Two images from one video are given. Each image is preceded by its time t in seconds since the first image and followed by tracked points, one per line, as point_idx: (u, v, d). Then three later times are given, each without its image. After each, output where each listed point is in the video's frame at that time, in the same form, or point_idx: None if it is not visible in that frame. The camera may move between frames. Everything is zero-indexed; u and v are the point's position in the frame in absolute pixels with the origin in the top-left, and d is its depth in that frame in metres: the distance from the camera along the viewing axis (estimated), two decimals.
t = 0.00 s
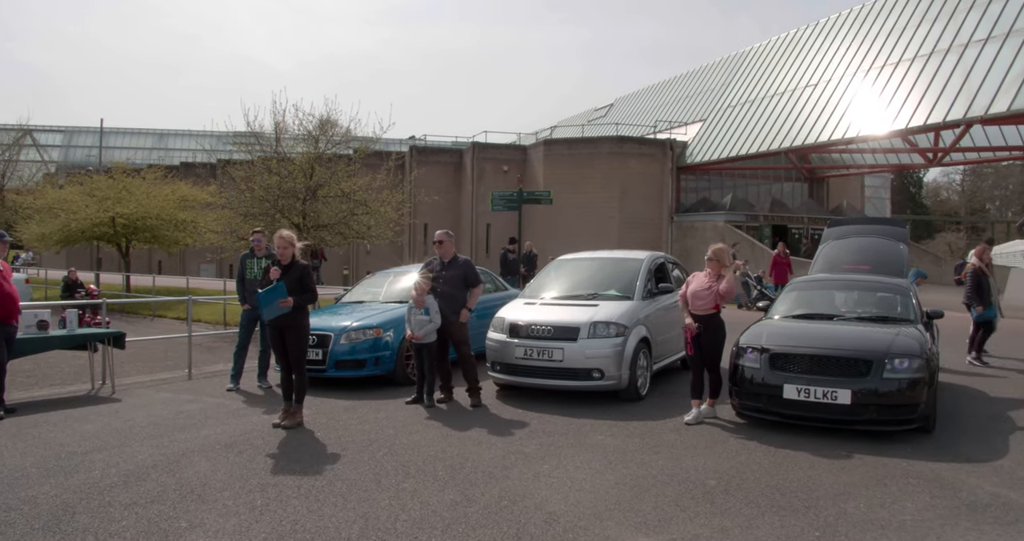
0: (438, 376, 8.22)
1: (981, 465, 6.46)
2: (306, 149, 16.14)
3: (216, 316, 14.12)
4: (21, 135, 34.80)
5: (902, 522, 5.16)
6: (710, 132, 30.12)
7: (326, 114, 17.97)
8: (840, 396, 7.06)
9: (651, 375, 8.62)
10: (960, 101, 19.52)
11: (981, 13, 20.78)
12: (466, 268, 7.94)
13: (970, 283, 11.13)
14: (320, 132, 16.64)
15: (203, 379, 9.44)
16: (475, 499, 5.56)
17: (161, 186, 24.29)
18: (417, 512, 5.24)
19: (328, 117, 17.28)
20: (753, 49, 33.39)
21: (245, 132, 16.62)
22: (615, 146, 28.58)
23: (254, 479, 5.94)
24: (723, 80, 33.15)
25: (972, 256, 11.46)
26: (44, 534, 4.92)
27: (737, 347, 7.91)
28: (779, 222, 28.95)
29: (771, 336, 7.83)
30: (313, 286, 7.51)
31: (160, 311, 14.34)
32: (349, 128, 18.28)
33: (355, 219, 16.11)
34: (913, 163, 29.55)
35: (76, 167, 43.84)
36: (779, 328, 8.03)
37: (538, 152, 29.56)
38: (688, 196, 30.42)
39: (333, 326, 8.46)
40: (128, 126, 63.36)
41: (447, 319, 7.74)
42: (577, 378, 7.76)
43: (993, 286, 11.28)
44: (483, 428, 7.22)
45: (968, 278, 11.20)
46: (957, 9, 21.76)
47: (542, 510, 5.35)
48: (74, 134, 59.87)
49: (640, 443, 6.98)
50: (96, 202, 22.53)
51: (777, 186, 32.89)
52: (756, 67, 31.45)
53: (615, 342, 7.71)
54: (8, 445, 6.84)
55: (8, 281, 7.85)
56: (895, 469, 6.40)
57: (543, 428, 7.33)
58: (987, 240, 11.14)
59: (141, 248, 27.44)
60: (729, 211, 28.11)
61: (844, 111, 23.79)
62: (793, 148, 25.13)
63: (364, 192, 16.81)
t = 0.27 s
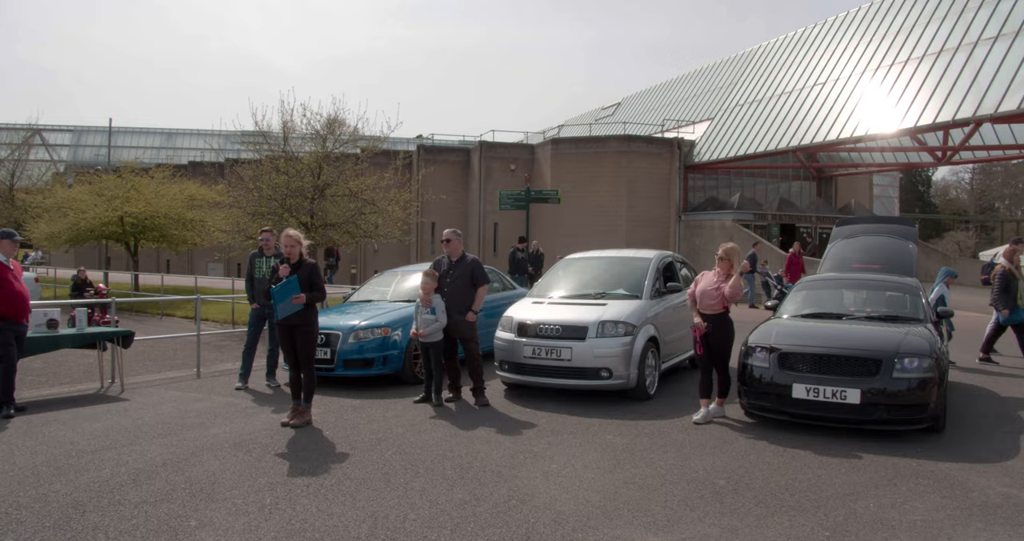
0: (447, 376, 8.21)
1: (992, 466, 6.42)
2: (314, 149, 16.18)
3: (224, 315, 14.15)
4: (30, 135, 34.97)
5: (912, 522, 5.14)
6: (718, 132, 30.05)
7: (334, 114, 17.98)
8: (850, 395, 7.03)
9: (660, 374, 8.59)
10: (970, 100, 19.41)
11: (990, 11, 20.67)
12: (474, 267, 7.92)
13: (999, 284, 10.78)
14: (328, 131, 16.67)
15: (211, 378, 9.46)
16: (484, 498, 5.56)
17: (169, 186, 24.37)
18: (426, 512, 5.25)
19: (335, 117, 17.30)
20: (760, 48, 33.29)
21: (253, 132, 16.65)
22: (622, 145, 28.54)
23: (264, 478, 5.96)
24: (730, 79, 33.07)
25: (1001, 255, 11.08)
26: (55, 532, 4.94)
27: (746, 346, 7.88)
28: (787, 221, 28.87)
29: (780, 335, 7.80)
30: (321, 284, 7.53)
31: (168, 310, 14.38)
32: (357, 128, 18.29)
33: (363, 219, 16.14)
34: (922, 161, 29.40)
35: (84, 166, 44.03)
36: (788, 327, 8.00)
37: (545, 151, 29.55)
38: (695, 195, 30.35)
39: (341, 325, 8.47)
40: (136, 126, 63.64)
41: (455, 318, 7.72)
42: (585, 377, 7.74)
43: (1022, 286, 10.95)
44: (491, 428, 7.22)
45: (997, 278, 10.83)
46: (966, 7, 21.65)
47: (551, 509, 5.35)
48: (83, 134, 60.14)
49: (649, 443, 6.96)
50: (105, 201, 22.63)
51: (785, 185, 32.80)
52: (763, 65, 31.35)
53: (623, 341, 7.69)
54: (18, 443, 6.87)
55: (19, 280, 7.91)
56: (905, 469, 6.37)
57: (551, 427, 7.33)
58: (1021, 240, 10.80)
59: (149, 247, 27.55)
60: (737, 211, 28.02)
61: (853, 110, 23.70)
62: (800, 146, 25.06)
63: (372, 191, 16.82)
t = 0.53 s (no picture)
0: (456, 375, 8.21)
1: (1004, 466, 6.38)
2: (323, 147, 16.21)
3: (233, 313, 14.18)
4: (41, 134, 35.16)
5: (923, 522, 5.11)
6: (725, 130, 29.97)
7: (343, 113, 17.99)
8: (860, 394, 7.00)
9: (669, 373, 8.58)
10: (980, 97, 19.30)
11: (1001, 7, 20.53)
12: (483, 266, 7.92)
13: None
14: (336, 130, 16.70)
15: (221, 377, 9.49)
16: (494, 497, 5.56)
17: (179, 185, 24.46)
18: (436, 510, 5.25)
19: (344, 116, 17.32)
20: (769, 46, 33.17)
21: (262, 131, 16.68)
22: (631, 143, 28.50)
23: (274, 476, 5.97)
24: (738, 78, 32.98)
25: None
26: (67, 530, 4.96)
27: (756, 345, 7.85)
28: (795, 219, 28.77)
29: (790, 334, 7.77)
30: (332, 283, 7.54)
31: (178, 309, 14.42)
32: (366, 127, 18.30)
33: (371, 217, 16.16)
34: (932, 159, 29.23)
35: (94, 165, 44.24)
36: (798, 326, 7.97)
37: (552, 149, 29.53)
38: (702, 194, 30.28)
39: (350, 324, 8.48)
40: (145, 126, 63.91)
41: (465, 318, 7.72)
42: (594, 376, 7.73)
43: None
44: (501, 426, 7.22)
45: None
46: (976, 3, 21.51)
47: (561, 508, 5.34)
48: (93, 133, 60.42)
49: (659, 442, 6.95)
50: (114, 200, 22.72)
51: (794, 183, 32.75)
52: (771, 63, 31.25)
53: (633, 340, 7.68)
54: (30, 442, 6.90)
55: (30, 279, 7.95)
56: (916, 468, 6.34)
57: (560, 426, 7.32)
58: None
59: (158, 246, 27.66)
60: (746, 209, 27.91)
61: (861, 108, 23.60)
62: (809, 145, 24.97)
63: (380, 190, 16.83)
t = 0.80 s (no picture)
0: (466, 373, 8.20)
1: (1018, 466, 6.33)
2: (333, 146, 16.23)
3: (243, 312, 14.22)
4: (52, 134, 35.36)
5: (937, 523, 5.07)
6: (735, 129, 29.88)
7: (353, 112, 17.98)
8: (872, 394, 6.95)
9: (679, 372, 8.55)
10: (993, 95, 19.16)
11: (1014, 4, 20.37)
12: (495, 264, 7.91)
13: None
14: (346, 129, 16.71)
15: (231, 375, 9.51)
16: (505, 496, 5.55)
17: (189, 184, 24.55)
18: (447, 509, 5.24)
19: (354, 115, 17.33)
20: (778, 44, 33.04)
21: (272, 130, 16.71)
22: (641, 142, 28.44)
23: (285, 475, 5.98)
24: (748, 76, 32.86)
25: None
26: (79, 528, 4.98)
27: (767, 343, 7.82)
28: (805, 218, 28.64)
29: (801, 333, 7.73)
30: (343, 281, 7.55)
31: (188, 307, 14.46)
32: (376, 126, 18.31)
33: (381, 216, 16.18)
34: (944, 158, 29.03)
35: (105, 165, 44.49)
36: (809, 325, 7.93)
37: (562, 148, 29.50)
38: (711, 193, 30.19)
39: (361, 322, 8.49)
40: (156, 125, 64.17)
41: (476, 316, 7.72)
42: (605, 375, 7.71)
43: None
44: (511, 425, 7.21)
45: None
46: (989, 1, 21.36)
47: (573, 507, 5.33)
48: (104, 133, 60.71)
49: (669, 441, 6.93)
50: (126, 199, 22.82)
51: (804, 182, 32.64)
52: (781, 62, 31.11)
53: (643, 338, 7.65)
54: (43, 439, 6.93)
55: (43, 278, 8.00)
56: (929, 469, 6.29)
57: (571, 425, 7.31)
58: None
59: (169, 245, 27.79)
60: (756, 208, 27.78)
61: (873, 106, 23.48)
62: (819, 143, 24.86)
63: (390, 189, 16.84)
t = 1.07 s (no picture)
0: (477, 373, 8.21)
1: None
2: (343, 147, 16.26)
3: (254, 312, 14.27)
4: (65, 134, 35.60)
5: (950, 525, 5.03)
6: (746, 128, 29.77)
7: (363, 112, 18.00)
8: (884, 395, 6.91)
9: (690, 373, 8.52)
10: (1006, 94, 19.01)
11: None
12: (507, 265, 7.91)
13: None
14: (356, 129, 16.73)
15: (242, 375, 9.54)
16: (516, 496, 5.54)
17: (200, 184, 24.66)
18: (458, 509, 5.24)
19: (365, 115, 17.35)
20: (789, 43, 32.91)
21: (282, 130, 16.75)
22: (652, 142, 28.39)
23: (296, 475, 5.99)
24: (759, 76, 32.75)
25: None
26: (93, 526, 5.00)
27: (779, 344, 7.78)
28: (817, 218, 28.48)
29: (813, 333, 7.68)
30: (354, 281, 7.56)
31: (200, 307, 14.52)
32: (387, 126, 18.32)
33: (392, 216, 16.20)
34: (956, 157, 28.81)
35: (117, 166, 44.80)
36: (821, 326, 7.89)
37: (573, 148, 29.47)
38: (721, 193, 30.09)
39: (371, 322, 8.50)
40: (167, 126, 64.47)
41: (488, 317, 7.72)
42: (616, 376, 7.69)
43: None
44: (522, 426, 7.21)
45: None
46: None
47: (583, 508, 5.32)
48: (116, 133, 61.07)
49: (680, 442, 6.91)
50: (137, 200, 22.92)
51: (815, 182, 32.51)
52: (793, 61, 30.99)
53: (654, 339, 7.63)
54: (56, 438, 6.97)
55: (57, 278, 8.05)
56: (941, 470, 6.25)
57: (581, 425, 7.29)
58: None
59: (180, 245, 27.90)
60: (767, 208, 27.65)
61: (884, 106, 23.35)
62: (830, 143, 24.74)
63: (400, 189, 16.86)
